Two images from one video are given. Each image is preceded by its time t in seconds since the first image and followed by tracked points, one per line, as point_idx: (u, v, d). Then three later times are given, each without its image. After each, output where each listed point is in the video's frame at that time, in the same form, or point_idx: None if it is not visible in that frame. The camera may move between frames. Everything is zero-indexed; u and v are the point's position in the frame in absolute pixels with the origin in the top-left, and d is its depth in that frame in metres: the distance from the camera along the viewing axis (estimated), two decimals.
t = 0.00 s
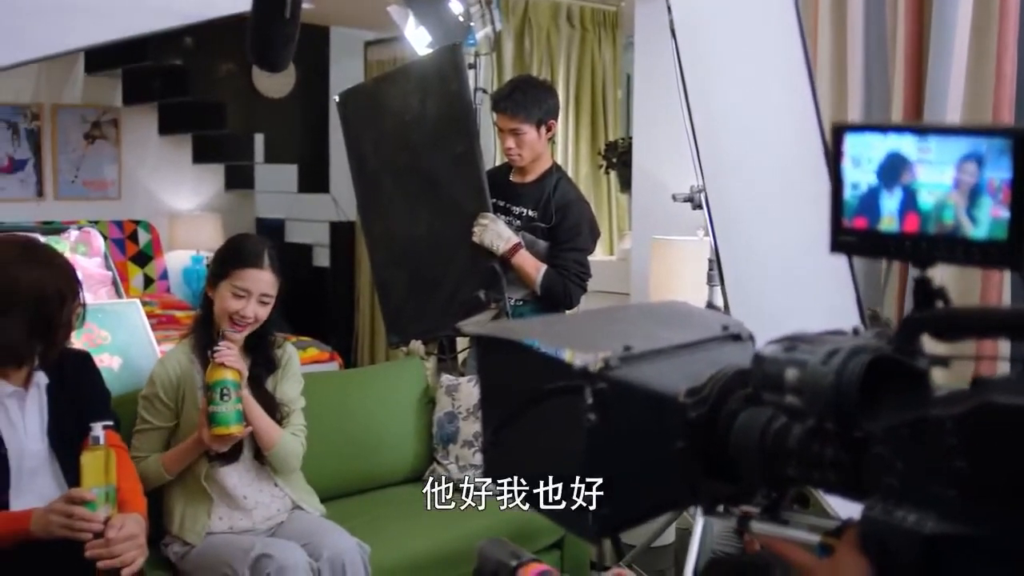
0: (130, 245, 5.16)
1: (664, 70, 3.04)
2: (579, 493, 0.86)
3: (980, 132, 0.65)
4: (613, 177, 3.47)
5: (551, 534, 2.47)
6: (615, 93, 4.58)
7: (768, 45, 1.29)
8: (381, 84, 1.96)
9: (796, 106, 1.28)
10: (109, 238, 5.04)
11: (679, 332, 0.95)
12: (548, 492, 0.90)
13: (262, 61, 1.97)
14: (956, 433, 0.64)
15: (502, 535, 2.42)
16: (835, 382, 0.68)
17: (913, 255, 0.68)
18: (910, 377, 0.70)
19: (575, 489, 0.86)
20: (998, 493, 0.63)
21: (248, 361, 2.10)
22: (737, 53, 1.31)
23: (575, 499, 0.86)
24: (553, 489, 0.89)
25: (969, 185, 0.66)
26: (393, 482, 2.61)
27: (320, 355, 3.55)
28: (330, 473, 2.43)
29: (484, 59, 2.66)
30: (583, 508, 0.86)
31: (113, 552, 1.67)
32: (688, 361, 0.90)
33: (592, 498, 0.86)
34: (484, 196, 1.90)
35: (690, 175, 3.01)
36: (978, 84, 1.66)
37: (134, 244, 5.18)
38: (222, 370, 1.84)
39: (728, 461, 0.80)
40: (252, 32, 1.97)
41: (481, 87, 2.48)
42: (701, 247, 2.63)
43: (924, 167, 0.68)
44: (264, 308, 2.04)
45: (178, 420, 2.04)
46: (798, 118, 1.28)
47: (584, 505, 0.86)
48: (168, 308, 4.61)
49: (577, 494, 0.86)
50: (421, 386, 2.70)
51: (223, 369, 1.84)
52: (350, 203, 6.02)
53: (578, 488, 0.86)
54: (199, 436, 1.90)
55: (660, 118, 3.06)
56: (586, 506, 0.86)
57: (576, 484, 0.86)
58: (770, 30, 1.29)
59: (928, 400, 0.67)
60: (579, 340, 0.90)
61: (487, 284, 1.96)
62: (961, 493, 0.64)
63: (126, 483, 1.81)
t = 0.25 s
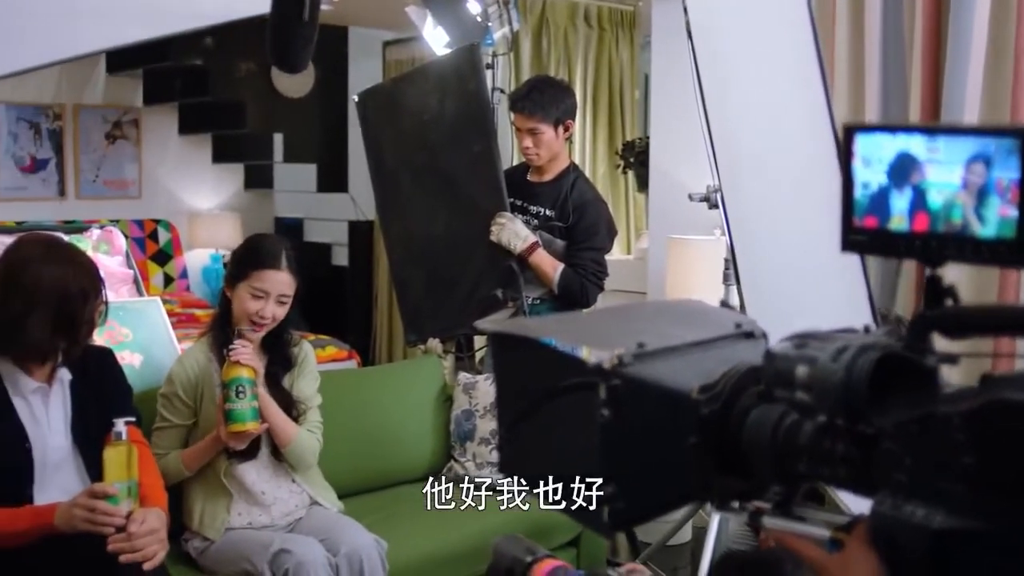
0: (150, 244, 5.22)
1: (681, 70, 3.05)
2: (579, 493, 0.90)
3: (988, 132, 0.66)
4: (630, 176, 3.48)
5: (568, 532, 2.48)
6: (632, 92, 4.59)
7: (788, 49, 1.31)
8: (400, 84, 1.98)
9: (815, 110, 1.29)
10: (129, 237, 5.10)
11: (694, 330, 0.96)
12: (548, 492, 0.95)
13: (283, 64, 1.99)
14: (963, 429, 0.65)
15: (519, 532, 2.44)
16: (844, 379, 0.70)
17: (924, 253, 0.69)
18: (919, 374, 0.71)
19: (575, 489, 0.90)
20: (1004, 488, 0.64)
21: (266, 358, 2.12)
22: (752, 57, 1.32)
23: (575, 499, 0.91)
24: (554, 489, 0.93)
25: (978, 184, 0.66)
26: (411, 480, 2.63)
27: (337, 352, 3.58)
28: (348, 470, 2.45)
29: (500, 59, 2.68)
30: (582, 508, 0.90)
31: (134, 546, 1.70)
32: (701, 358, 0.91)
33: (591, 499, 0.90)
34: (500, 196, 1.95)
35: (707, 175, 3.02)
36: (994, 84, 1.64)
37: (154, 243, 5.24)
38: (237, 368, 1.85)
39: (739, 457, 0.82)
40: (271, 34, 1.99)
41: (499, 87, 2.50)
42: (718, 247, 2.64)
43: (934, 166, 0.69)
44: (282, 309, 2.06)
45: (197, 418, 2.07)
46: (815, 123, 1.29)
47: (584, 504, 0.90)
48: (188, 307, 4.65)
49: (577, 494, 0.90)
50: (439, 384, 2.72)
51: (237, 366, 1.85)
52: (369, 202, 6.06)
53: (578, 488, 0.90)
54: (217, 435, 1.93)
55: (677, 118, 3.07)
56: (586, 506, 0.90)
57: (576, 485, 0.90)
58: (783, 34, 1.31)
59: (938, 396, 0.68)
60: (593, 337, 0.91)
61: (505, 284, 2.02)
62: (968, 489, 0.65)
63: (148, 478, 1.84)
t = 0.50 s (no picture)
0: (166, 244, 5.25)
1: (695, 69, 3.05)
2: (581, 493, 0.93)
3: (994, 133, 0.67)
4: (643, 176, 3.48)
5: (580, 530, 2.49)
6: (646, 92, 4.59)
7: (796, 48, 1.30)
8: (414, 85, 1.99)
9: (824, 109, 1.29)
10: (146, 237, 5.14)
11: (703, 329, 0.97)
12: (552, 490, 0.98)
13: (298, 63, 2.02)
14: (969, 426, 0.65)
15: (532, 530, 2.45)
16: (851, 376, 0.70)
17: (930, 252, 0.70)
18: (926, 372, 0.72)
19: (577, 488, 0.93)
20: (1009, 485, 0.64)
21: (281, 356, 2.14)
22: (763, 58, 1.34)
23: (576, 499, 0.93)
24: (557, 488, 0.96)
25: (984, 184, 0.67)
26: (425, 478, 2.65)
27: (352, 351, 3.60)
28: (362, 468, 2.47)
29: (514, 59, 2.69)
30: (583, 507, 0.93)
31: (150, 542, 1.71)
32: (709, 357, 0.91)
33: (591, 498, 0.92)
34: (515, 195, 1.95)
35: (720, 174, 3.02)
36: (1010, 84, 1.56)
37: (170, 243, 5.27)
38: (252, 369, 1.88)
39: (747, 456, 0.82)
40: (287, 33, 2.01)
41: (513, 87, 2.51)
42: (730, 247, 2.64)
43: (940, 167, 0.70)
44: (296, 306, 2.08)
45: (212, 417, 2.09)
46: (825, 122, 1.28)
47: (583, 505, 0.93)
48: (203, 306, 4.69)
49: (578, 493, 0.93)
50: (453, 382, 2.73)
51: (252, 368, 1.88)
52: (383, 202, 6.08)
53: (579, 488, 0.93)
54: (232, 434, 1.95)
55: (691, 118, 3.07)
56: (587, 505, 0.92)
57: (577, 484, 0.93)
58: (795, 32, 1.30)
59: (944, 395, 0.69)
60: (604, 334, 0.92)
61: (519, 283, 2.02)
62: (974, 487, 0.66)
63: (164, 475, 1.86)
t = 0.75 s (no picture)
0: (181, 243, 5.29)
1: (707, 69, 3.06)
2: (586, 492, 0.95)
3: (1000, 134, 0.68)
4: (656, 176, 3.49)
5: (592, 528, 2.50)
6: (659, 92, 4.60)
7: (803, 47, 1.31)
8: (429, 85, 2.01)
9: (834, 109, 1.29)
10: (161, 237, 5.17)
11: (711, 328, 0.98)
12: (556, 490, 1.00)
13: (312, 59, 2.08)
14: (976, 423, 0.66)
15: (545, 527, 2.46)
16: (856, 374, 0.72)
17: (938, 251, 0.70)
18: (933, 371, 0.73)
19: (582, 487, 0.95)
20: (1015, 482, 0.65)
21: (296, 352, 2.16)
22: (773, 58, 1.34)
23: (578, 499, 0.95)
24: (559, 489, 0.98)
25: (989, 184, 0.68)
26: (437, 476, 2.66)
27: (364, 351, 3.62)
28: (375, 467, 2.49)
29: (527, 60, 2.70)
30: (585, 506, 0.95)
31: (167, 538, 1.73)
32: (718, 356, 0.92)
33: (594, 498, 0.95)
34: (528, 196, 1.94)
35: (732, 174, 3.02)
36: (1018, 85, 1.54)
37: (184, 243, 5.31)
38: (269, 366, 1.89)
39: (755, 452, 0.83)
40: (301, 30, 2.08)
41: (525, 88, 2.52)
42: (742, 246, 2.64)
43: (945, 167, 0.71)
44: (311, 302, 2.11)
45: (228, 414, 2.11)
46: (833, 122, 1.29)
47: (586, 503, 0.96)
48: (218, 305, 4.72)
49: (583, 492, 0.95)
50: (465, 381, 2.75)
51: (269, 366, 1.89)
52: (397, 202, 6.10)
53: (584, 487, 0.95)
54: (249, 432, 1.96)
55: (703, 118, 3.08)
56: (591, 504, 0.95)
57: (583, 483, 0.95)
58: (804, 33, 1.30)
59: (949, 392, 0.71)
60: (614, 331, 0.92)
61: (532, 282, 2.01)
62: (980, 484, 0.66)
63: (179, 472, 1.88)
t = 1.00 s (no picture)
0: (195, 243, 5.31)
1: (720, 70, 3.06)
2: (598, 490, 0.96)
3: (1006, 134, 0.68)
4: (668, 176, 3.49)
5: (604, 527, 2.51)
6: (671, 92, 4.60)
7: (813, 49, 1.31)
8: (442, 85, 2.02)
9: (842, 109, 1.30)
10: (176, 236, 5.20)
11: (720, 327, 0.98)
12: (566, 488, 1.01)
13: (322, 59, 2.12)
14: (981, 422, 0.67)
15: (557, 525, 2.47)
16: (862, 371, 0.72)
17: (944, 251, 0.71)
18: (938, 370, 0.73)
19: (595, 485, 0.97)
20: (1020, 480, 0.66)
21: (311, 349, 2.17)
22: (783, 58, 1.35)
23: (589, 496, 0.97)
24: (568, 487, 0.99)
25: (995, 184, 0.69)
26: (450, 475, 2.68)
27: (377, 351, 3.63)
28: (389, 465, 2.50)
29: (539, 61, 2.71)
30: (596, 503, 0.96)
31: (181, 534, 1.74)
32: (726, 355, 0.93)
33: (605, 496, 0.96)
34: (540, 196, 1.96)
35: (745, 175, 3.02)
36: None
37: (199, 243, 5.34)
38: (287, 363, 1.92)
39: (763, 450, 0.84)
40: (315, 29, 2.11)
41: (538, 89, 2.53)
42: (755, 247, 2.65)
43: (951, 167, 0.71)
44: (326, 298, 2.12)
45: (245, 412, 2.13)
46: (841, 122, 1.30)
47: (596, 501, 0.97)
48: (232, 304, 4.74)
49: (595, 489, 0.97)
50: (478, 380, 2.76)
51: (287, 362, 1.92)
52: (410, 202, 6.12)
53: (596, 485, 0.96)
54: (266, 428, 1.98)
55: (715, 118, 3.08)
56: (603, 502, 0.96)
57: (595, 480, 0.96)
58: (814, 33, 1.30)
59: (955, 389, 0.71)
60: (623, 330, 0.93)
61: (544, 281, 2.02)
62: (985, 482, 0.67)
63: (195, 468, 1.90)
